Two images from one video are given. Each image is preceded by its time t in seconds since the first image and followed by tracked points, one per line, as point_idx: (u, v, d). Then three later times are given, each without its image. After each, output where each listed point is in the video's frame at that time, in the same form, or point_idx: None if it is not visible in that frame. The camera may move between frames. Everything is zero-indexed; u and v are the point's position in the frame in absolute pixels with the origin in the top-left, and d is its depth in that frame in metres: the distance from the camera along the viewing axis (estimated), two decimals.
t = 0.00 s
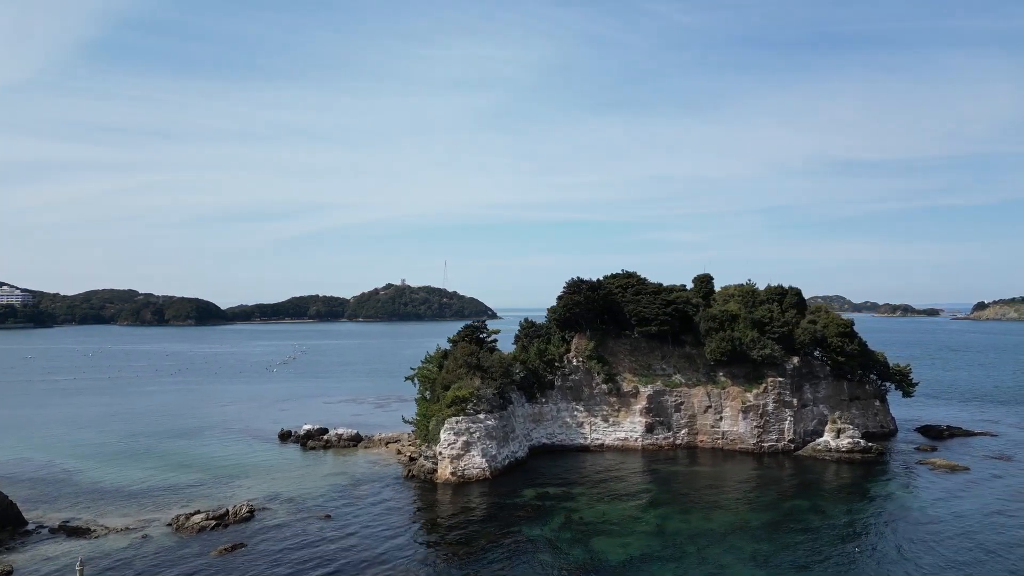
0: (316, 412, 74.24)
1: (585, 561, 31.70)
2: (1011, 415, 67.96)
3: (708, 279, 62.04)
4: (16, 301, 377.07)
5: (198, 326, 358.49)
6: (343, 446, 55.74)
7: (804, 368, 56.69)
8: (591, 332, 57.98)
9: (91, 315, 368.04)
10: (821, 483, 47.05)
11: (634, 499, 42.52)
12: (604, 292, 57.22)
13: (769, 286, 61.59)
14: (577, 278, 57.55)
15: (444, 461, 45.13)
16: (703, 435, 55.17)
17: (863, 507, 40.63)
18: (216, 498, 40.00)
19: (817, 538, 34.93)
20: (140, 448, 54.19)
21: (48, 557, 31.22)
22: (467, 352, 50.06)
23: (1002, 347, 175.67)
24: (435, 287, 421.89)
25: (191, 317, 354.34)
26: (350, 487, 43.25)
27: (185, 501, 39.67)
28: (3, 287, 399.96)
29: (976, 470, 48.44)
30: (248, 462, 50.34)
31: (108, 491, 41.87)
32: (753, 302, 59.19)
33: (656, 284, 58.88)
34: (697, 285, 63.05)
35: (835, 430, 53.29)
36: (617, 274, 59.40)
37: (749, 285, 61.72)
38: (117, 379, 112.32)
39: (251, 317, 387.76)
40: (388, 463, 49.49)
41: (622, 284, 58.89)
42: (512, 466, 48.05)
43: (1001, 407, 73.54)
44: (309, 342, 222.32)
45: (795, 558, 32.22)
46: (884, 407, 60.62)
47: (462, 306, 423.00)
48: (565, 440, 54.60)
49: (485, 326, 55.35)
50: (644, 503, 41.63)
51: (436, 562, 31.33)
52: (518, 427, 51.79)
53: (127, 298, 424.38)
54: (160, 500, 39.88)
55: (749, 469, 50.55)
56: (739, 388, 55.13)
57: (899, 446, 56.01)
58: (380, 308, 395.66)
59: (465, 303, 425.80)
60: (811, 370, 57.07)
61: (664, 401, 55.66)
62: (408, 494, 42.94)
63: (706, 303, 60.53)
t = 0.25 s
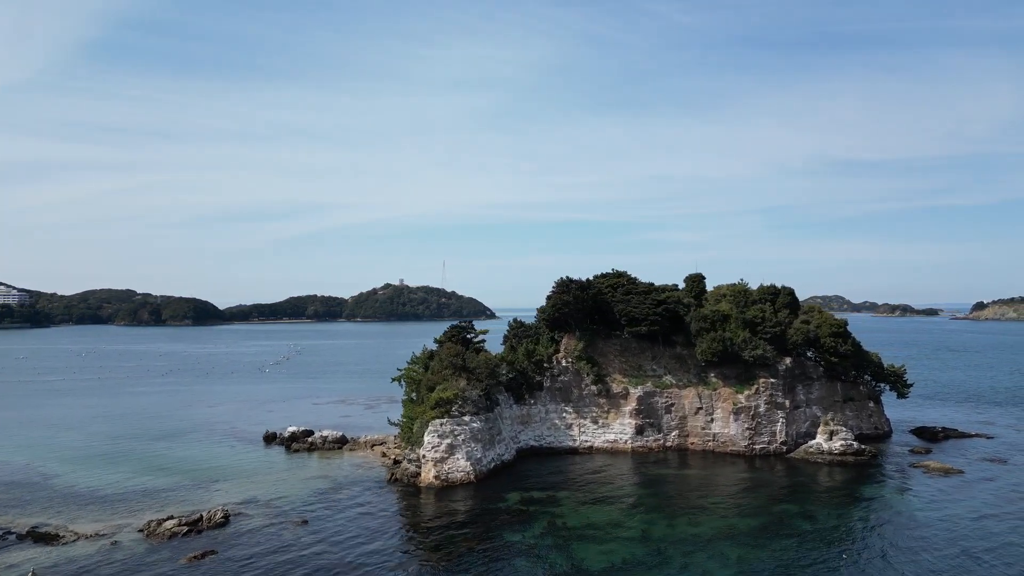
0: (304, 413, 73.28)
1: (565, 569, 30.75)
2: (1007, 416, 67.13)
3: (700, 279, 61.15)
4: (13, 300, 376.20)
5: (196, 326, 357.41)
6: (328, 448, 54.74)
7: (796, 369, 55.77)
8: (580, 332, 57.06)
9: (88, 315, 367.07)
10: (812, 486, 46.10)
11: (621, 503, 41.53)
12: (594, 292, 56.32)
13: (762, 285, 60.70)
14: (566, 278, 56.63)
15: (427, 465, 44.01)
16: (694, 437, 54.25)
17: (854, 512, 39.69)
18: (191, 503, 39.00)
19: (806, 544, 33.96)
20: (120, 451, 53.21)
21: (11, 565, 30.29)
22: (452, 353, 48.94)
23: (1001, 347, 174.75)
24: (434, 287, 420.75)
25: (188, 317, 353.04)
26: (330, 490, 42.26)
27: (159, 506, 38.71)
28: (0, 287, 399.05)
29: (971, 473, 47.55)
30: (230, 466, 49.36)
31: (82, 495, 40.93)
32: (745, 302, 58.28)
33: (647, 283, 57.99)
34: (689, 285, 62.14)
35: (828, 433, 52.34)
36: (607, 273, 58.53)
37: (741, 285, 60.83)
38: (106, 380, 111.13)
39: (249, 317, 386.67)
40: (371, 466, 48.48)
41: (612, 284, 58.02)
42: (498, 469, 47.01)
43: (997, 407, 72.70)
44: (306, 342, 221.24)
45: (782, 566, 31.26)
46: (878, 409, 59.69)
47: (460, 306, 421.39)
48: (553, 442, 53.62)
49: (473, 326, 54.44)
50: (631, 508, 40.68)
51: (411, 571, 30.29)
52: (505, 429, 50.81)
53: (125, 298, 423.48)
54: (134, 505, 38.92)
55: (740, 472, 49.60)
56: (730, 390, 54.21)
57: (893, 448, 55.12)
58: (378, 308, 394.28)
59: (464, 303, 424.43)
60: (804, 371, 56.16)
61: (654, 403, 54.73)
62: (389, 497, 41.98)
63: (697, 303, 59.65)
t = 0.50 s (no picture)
0: (294, 414, 72.42)
1: None
2: (1004, 418, 66.38)
3: (692, 279, 60.39)
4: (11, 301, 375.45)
5: (194, 326, 356.68)
6: (314, 450, 53.81)
7: (790, 370, 54.98)
8: (571, 332, 56.28)
9: (87, 315, 366.54)
10: (805, 489, 45.31)
11: (608, 507, 40.72)
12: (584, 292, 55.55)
13: (755, 285, 59.92)
14: (556, 277, 55.82)
15: (412, 468, 43.16)
16: (686, 438, 53.50)
17: (846, 516, 38.88)
18: (169, 507, 38.20)
19: (795, 550, 33.19)
20: (103, 453, 52.39)
21: None
22: (439, 354, 48.04)
23: (1000, 347, 173.91)
24: (433, 287, 419.76)
25: (187, 317, 352.04)
26: (312, 494, 41.46)
27: (136, 510, 37.90)
28: None
29: (966, 475, 46.78)
30: (212, 468, 48.52)
31: (59, 498, 40.12)
32: (738, 302, 57.52)
33: (638, 283, 57.23)
34: (681, 284, 61.37)
35: (822, 434, 51.57)
36: (598, 273, 57.78)
37: (734, 285, 60.05)
38: (99, 380, 110.30)
39: (247, 318, 385.88)
40: (356, 468, 47.64)
41: (603, 283, 57.26)
42: (485, 472, 46.19)
43: (995, 409, 71.92)
44: (302, 342, 220.42)
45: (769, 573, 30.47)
46: (873, 410, 58.90)
47: (459, 306, 420.38)
48: (543, 444, 52.79)
49: (461, 325, 52.87)
50: (618, 512, 39.85)
51: None
52: (493, 431, 50.02)
53: (123, 298, 422.87)
54: (111, 508, 38.12)
55: (731, 475, 48.82)
56: (723, 391, 53.43)
57: (887, 450, 54.34)
58: (377, 308, 393.32)
59: (463, 303, 423.53)
60: (798, 372, 55.39)
61: (645, 404, 53.93)
62: (372, 500, 41.17)
63: (690, 302, 58.84)
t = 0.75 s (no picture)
0: (282, 416, 71.43)
1: None
2: (1001, 419, 65.46)
3: (683, 279, 59.50)
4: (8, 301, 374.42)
5: (191, 326, 355.57)
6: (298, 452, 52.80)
7: (782, 371, 54.11)
8: (560, 333, 55.31)
9: (84, 315, 365.60)
10: (796, 493, 44.43)
11: (594, 512, 39.80)
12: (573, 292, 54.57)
13: (748, 285, 59.02)
14: (544, 277, 54.83)
15: (394, 471, 42.22)
16: (676, 441, 52.62)
17: (836, 521, 37.96)
18: (142, 512, 37.27)
19: (782, 558, 32.27)
20: (82, 456, 51.42)
21: None
22: (423, 355, 47.04)
23: (1000, 347, 172.97)
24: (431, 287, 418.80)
25: (184, 317, 350.84)
26: (291, 499, 40.53)
27: (108, 515, 36.96)
28: None
29: (961, 479, 45.86)
30: (192, 471, 47.57)
31: (31, 503, 39.18)
32: (730, 303, 56.61)
33: (628, 283, 56.32)
34: (673, 284, 60.47)
35: (814, 437, 50.68)
36: (588, 272, 56.86)
37: (726, 284, 59.17)
38: (90, 381, 109.30)
39: (245, 317, 384.82)
40: (339, 472, 46.69)
41: (592, 283, 56.41)
42: (470, 475, 45.24)
43: (992, 410, 70.99)
44: (299, 343, 219.44)
45: None
46: (867, 412, 58.01)
47: (458, 306, 419.08)
48: (531, 446, 51.87)
49: (447, 326, 51.56)
50: (604, 517, 38.94)
51: None
52: (479, 433, 49.07)
53: (121, 298, 421.85)
54: (83, 514, 37.17)
55: (722, 478, 47.92)
56: (713, 393, 52.54)
57: (881, 452, 53.43)
58: (375, 308, 392.24)
59: (461, 303, 422.40)
60: (790, 373, 54.53)
61: (635, 406, 53.04)
62: (353, 505, 40.22)
63: (680, 303, 58.08)
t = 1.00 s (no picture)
0: (271, 417, 70.56)
1: None
2: (998, 421, 64.67)
3: (675, 279, 58.73)
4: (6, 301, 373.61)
5: (189, 326, 354.72)
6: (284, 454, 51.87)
7: (775, 372, 53.36)
8: (550, 333, 54.41)
9: (82, 315, 364.93)
10: (788, 497, 43.62)
11: (580, 516, 38.95)
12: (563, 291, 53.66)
13: (741, 285, 58.23)
14: (534, 277, 53.90)
15: (378, 475, 41.35)
16: (668, 443, 51.84)
17: (828, 526, 37.16)
18: (117, 517, 36.40)
19: (771, 564, 31.45)
20: (64, 459, 50.52)
21: None
22: (409, 355, 46.15)
23: (999, 347, 172.24)
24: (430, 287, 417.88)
25: (182, 317, 349.40)
26: (273, 502, 39.69)
27: (83, 520, 36.07)
28: None
29: (956, 482, 45.07)
30: (174, 474, 46.69)
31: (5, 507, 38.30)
32: (722, 303, 55.83)
33: (620, 282, 55.50)
34: (665, 284, 59.69)
35: (807, 439, 49.91)
36: (579, 272, 56.04)
37: (719, 284, 58.39)
38: (82, 381, 108.42)
39: (243, 317, 383.91)
40: (323, 475, 45.82)
41: (582, 282, 55.57)
42: (456, 478, 44.39)
43: (990, 411, 70.17)
44: (296, 343, 218.55)
45: None
46: (862, 413, 57.23)
47: (456, 306, 418.05)
48: (520, 448, 51.05)
49: (435, 325, 50.51)
50: (591, 521, 38.12)
51: None
52: (467, 435, 48.22)
53: (118, 297, 421.10)
54: (57, 518, 36.29)
55: (713, 481, 47.10)
56: (705, 394, 51.79)
57: (876, 454, 52.66)
58: (373, 308, 391.32)
59: (460, 303, 421.39)
60: (783, 374, 53.76)
61: (626, 407, 52.27)
62: (335, 508, 39.45)
63: (672, 303, 57.36)
